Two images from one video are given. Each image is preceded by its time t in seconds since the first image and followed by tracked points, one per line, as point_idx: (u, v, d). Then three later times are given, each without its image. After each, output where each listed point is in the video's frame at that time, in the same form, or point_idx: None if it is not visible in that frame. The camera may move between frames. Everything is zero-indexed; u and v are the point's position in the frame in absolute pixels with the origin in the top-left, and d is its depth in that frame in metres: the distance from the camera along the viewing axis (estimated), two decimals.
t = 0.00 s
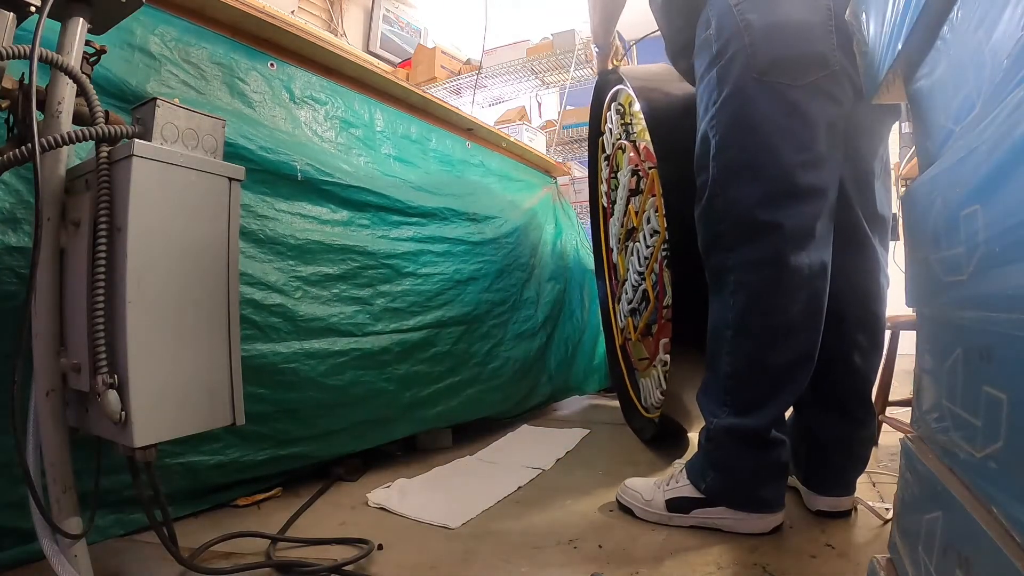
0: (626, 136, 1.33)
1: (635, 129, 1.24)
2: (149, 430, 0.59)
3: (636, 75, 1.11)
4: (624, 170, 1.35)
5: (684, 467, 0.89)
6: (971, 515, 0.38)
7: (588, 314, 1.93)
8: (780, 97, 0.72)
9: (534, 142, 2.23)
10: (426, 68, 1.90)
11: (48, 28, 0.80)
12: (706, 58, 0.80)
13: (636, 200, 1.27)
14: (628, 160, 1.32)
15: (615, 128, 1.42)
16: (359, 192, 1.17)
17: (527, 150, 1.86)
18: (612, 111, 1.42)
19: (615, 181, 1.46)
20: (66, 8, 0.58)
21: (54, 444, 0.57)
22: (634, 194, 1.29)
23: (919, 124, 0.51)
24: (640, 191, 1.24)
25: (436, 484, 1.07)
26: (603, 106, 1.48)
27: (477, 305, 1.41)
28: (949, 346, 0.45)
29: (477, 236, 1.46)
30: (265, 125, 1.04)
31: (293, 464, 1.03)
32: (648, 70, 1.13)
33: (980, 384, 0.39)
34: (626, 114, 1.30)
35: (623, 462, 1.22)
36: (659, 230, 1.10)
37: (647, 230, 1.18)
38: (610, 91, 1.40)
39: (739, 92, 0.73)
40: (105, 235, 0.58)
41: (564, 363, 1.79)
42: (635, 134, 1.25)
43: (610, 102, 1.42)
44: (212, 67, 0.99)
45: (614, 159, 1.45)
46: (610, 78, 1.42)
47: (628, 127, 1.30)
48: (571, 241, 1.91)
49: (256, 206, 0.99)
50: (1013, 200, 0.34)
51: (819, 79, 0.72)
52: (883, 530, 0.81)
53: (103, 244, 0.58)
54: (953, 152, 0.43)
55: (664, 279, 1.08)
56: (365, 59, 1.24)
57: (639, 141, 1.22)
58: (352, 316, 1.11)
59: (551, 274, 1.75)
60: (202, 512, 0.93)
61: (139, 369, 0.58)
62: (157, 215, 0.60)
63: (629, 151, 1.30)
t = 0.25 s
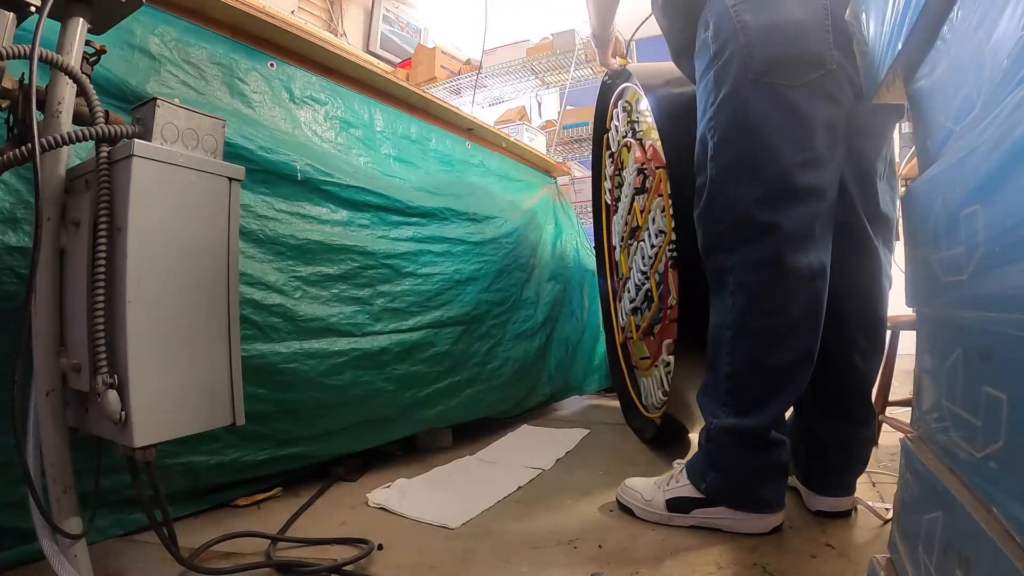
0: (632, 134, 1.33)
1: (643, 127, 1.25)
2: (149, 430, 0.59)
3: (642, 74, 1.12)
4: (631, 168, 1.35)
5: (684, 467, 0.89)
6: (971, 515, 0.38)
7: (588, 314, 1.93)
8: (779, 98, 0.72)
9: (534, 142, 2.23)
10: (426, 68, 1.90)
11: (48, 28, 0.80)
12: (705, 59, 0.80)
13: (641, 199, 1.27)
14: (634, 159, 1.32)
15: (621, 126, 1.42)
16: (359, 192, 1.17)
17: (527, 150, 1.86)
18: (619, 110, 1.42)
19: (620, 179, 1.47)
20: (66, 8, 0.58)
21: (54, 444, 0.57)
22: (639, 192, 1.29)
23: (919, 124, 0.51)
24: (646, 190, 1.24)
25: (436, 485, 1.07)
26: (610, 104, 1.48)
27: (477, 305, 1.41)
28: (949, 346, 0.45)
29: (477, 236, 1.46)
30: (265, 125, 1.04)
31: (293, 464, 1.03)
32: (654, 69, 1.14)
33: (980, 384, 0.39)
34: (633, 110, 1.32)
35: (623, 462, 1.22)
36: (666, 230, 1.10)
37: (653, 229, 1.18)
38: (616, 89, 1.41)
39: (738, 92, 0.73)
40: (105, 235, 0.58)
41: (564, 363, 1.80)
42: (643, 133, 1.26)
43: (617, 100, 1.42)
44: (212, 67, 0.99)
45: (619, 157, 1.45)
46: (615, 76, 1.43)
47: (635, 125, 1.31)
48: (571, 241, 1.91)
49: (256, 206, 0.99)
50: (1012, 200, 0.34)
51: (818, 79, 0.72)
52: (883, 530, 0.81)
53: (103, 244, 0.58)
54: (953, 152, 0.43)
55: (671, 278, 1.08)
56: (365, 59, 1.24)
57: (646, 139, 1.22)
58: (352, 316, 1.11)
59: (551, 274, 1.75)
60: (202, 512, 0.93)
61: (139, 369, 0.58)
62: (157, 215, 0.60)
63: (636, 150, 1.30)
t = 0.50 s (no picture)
0: (633, 133, 1.33)
1: (644, 126, 1.25)
2: (149, 430, 0.59)
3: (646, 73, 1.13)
4: (631, 167, 1.34)
5: (684, 467, 0.89)
6: (971, 515, 0.38)
7: (588, 314, 1.93)
8: (779, 98, 0.72)
9: (534, 142, 2.23)
10: (426, 68, 1.90)
11: (48, 28, 0.80)
12: (705, 59, 0.80)
13: (642, 198, 1.27)
14: (635, 158, 1.32)
15: (621, 125, 1.42)
16: (359, 192, 1.17)
17: (527, 150, 1.86)
18: (618, 109, 1.43)
19: (618, 178, 1.47)
20: (66, 9, 0.58)
21: (54, 445, 0.57)
22: (639, 192, 1.29)
23: (919, 124, 0.51)
24: (648, 189, 1.24)
25: (436, 485, 1.07)
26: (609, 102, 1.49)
27: (477, 305, 1.42)
28: (949, 346, 0.45)
29: (476, 236, 1.46)
30: (265, 126, 1.04)
31: (293, 464, 1.03)
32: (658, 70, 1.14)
33: (980, 384, 0.39)
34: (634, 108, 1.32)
35: (623, 462, 1.22)
36: (671, 231, 1.10)
37: (656, 230, 1.18)
38: (617, 88, 1.42)
39: (738, 92, 0.73)
40: (106, 235, 0.58)
41: (564, 363, 1.80)
42: (644, 132, 1.26)
43: (616, 99, 1.43)
44: (212, 67, 0.99)
45: (618, 155, 1.46)
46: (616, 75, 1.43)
47: (636, 124, 1.31)
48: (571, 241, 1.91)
49: (256, 206, 0.99)
50: (1012, 200, 0.34)
51: (818, 79, 0.72)
52: (883, 530, 0.81)
53: (103, 244, 0.58)
54: (953, 152, 0.43)
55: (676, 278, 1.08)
56: (365, 59, 1.24)
57: (648, 139, 1.22)
58: (352, 316, 1.11)
59: (551, 274, 1.76)
60: (202, 512, 0.93)
61: (139, 369, 0.58)
62: (157, 215, 0.60)
63: (636, 149, 1.30)
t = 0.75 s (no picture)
0: (629, 133, 1.33)
1: (641, 125, 1.26)
2: (149, 430, 0.59)
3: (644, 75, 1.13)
4: (629, 167, 1.34)
5: (684, 467, 0.89)
6: (971, 515, 0.38)
7: (587, 314, 1.93)
8: (779, 98, 0.72)
9: (534, 142, 2.23)
10: (426, 68, 1.90)
11: (48, 28, 0.80)
12: (705, 60, 0.81)
13: (640, 198, 1.27)
14: (631, 158, 1.31)
15: (617, 125, 1.42)
16: (359, 192, 1.17)
17: (527, 150, 1.86)
18: (614, 108, 1.43)
19: (614, 178, 1.47)
20: (66, 9, 0.58)
21: (54, 445, 0.57)
22: (637, 192, 1.29)
23: (919, 124, 0.51)
24: (645, 189, 1.24)
25: (436, 485, 1.07)
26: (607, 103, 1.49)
27: (477, 305, 1.42)
28: (949, 346, 0.45)
29: (477, 236, 1.46)
30: (265, 126, 1.04)
31: (293, 464, 1.03)
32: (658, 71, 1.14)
33: (980, 384, 0.39)
34: (631, 108, 1.32)
35: (623, 462, 1.22)
36: (672, 230, 1.10)
37: (657, 230, 1.18)
38: (615, 88, 1.42)
39: (737, 93, 0.73)
40: (106, 235, 0.58)
41: (564, 363, 1.80)
42: (641, 131, 1.26)
43: (614, 99, 1.43)
44: (212, 67, 0.99)
45: (613, 156, 1.45)
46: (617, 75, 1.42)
47: (631, 124, 1.32)
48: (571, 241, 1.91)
49: (256, 206, 0.99)
50: (1013, 200, 0.34)
51: (818, 79, 0.72)
52: (883, 530, 0.81)
53: (103, 244, 0.58)
54: (953, 152, 0.43)
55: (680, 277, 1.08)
56: (366, 59, 1.24)
57: (645, 138, 1.23)
58: (352, 316, 1.11)
59: (551, 274, 1.76)
60: (202, 512, 0.93)
61: (139, 369, 0.58)
62: (157, 215, 0.60)
63: (632, 148, 1.30)
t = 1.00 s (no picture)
0: (629, 133, 1.33)
1: (641, 125, 1.26)
2: (149, 430, 0.59)
3: (643, 73, 1.13)
4: (628, 167, 1.34)
5: (684, 467, 0.89)
6: (971, 515, 0.38)
7: (587, 314, 1.93)
8: (777, 98, 0.72)
9: (534, 142, 2.23)
10: (426, 68, 1.90)
11: (48, 28, 0.80)
12: (703, 61, 0.81)
13: (640, 198, 1.27)
14: (632, 159, 1.32)
15: (618, 125, 1.42)
16: (359, 192, 1.17)
17: (527, 150, 1.86)
18: (616, 109, 1.43)
19: (614, 179, 1.47)
20: (66, 9, 0.58)
21: (54, 445, 0.57)
22: (637, 192, 1.29)
23: (919, 124, 0.51)
24: (645, 189, 1.24)
25: (436, 484, 1.07)
26: (606, 103, 1.49)
27: (477, 305, 1.42)
28: (949, 346, 0.45)
29: (476, 236, 1.46)
30: (265, 125, 1.04)
31: (293, 464, 1.03)
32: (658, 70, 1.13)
33: (980, 384, 0.39)
34: (631, 109, 1.32)
35: (623, 462, 1.22)
36: (672, 230, 1.10)
37: (657, 229, 1.18)
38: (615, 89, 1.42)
39: (735, 94, 0.74)
40: (106, 235, 0.58)
41: (563, 363, 1.80)
42: (640, 132, 1.26)
43: (615, 99, 1.43)
44: (212, 67, 0.99)
45: (614, 158, 1.46)
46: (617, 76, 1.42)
47: (632, 124, 1.32)
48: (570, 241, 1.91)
49: (256, 206, 0.99)
50: (1013, 200, 0.34)
51: (817, 79, 0.72)
52: (884, 530, 0.81)
53: (103, 244, 0.58)
54: (953, 152, 0.43)
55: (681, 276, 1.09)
56: (365, 59, 1.24)
57: (646, 138, 1.23)
58: (352, 316, 1.11)
59: (551, 274, 1.76)
60: (202, 512, 0.93)
61: (139, 369, 0.58)
62: (157, 214, 0.60)
63: (633, 148, 1.30)
